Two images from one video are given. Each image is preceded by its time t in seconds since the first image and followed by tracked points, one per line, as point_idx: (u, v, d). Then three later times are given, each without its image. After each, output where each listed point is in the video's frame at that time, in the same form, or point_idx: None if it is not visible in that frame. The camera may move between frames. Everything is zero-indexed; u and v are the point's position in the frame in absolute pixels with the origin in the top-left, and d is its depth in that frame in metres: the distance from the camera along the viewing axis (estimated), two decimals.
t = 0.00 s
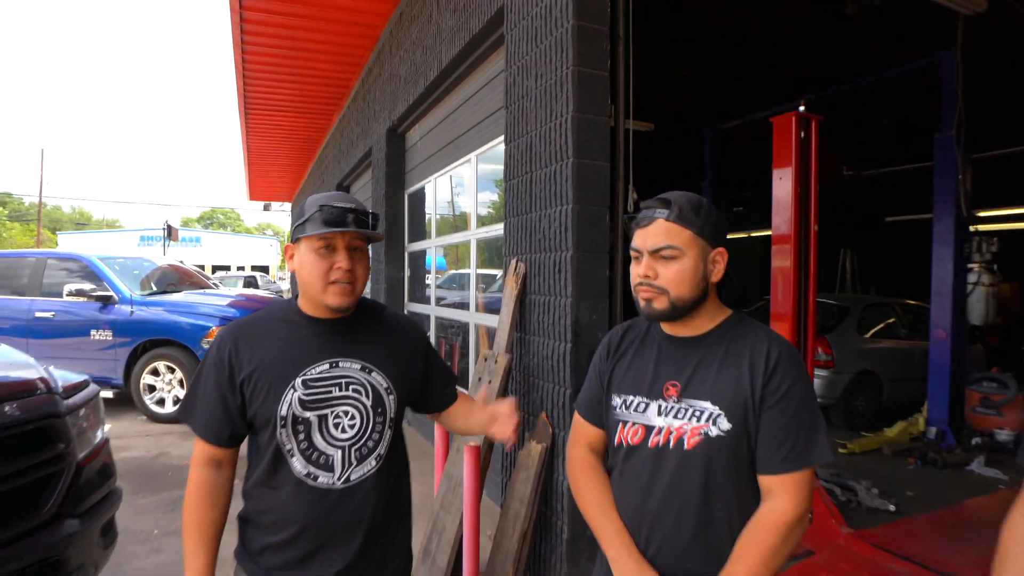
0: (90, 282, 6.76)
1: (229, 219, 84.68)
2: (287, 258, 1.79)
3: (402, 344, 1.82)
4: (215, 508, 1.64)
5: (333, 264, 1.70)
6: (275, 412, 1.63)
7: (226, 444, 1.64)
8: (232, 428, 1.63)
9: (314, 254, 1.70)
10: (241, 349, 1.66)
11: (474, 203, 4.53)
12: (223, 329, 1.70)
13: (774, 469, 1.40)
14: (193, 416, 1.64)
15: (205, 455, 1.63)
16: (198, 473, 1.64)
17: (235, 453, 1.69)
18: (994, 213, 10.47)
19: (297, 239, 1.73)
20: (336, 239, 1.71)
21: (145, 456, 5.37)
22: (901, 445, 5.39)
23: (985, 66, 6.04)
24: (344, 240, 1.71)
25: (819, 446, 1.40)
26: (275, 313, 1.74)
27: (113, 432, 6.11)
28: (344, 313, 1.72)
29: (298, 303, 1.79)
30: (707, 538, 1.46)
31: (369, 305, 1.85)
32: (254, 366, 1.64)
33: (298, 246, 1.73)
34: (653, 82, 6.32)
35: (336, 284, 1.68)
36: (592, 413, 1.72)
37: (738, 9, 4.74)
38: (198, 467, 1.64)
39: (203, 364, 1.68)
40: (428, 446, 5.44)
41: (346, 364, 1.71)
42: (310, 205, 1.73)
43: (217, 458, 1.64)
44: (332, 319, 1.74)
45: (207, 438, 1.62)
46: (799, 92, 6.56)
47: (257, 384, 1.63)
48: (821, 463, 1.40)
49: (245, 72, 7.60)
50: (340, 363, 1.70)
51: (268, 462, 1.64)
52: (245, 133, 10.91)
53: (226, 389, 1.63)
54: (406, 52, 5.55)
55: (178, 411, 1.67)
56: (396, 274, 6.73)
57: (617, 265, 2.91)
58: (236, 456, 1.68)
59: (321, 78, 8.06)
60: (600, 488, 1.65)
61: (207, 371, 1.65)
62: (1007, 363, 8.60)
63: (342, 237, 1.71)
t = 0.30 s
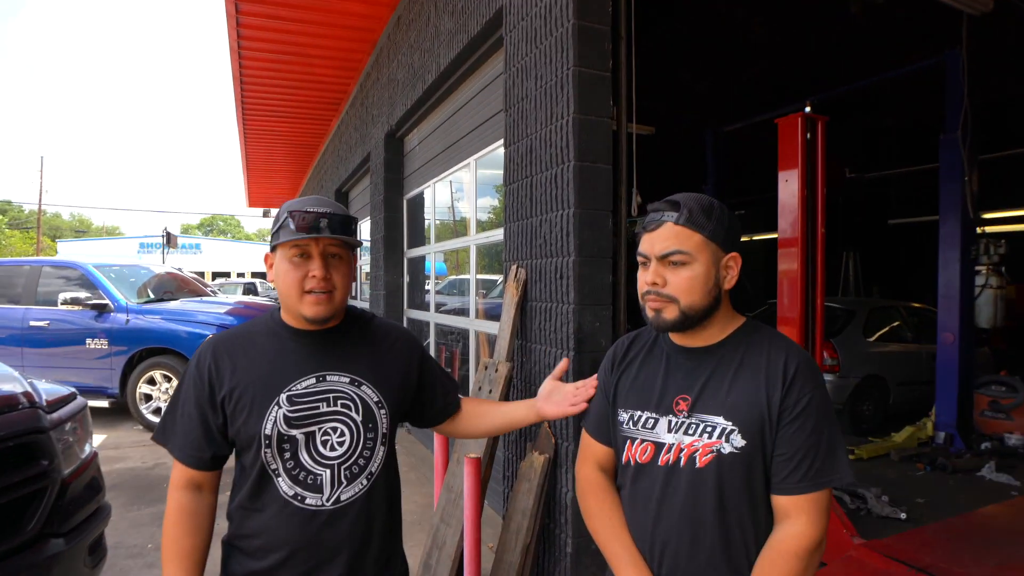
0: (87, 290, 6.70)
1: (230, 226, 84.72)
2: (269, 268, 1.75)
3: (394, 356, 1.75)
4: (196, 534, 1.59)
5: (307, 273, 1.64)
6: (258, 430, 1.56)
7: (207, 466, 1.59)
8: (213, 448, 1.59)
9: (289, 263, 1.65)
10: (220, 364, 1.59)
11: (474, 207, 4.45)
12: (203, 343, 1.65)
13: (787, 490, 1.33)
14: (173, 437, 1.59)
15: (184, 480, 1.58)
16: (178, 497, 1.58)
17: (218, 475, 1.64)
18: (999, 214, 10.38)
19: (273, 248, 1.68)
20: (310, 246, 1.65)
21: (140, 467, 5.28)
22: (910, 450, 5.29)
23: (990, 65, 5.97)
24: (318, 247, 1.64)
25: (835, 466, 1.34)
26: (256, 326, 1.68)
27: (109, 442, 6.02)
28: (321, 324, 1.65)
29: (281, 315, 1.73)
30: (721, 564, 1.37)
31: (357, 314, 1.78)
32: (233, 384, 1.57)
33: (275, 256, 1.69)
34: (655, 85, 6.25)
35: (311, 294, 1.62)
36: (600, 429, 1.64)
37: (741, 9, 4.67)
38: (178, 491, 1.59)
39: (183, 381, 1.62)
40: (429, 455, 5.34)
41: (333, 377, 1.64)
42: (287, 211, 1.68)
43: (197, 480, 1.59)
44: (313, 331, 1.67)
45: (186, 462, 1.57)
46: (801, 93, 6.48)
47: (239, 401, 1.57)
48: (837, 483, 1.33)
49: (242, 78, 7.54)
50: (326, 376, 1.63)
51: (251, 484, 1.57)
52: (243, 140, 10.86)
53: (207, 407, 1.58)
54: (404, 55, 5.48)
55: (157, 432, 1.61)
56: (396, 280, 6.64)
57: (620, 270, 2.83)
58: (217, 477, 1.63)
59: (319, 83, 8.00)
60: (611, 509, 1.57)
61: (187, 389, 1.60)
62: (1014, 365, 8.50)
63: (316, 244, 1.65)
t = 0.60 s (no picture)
0: (85, 285, 6.66)
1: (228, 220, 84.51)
2: (276, 264, 1.65)
3: (393, 349, 1.73)
4: (193, 535, 1.57)
5: (342, 271, 1.63)
6: (257, 428, 1.54)
7: (203, 466, 1.57)
8: (211, 449, 1.56)
9: (321, 260, 1.60)
10: (216, 362, 1.57)
11: (474, 199, 4.41)
12: (196, 341, 1.62)
13: (805, 490, 1.31)
14: (168, 437, 1.57)
15: (183, 480, 1.56)
16: (175, 499, 1.56)
17: (216, 474, 1.62)
18: (1000, 204, 10.33)
19: (294, 243, 1.60)
20: (344, 244, 1.63)
21: (141, 461, 5.26)
22: (912, 441, 5.29)
23: (993, 53, 5.91)
24: (352, 245, 1.63)
25: (851, 460, 1.31)
26: (252, 321, 1.65)
27: (109, 437, 6.01)
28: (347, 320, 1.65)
29: (282, 312, 1.66)
30: (731, 562, 1.35)
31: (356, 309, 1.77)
32: (230, 383, 1.55)
33: (296, 252, 1.61)
34: (655, 75, 6.20)
35: (346, 292, 1.63)
36: (602, 427, 1.63)
37: None
38: (175, 492, 1.56)
39: (177, 379, 1.59)
40: (429, 448, 5.33)
41: (332, 372, 1.62)
42: (309, 206, 1.63)
43: (195, 481, 1.57)
44: (329, 326, 1.66)
45: (185, 463, 1.55)
46: (803, 83, 6.43)
47: (236, 399, 1.54)
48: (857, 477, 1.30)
49: (239, 70, 7.48)
50: (325, 371, 1.61)
51: (253, 481, 1.55)
52: (241, 132, 10.78)
53: (202, 406, 1.55)
54: (403, 46, 5.42)
55: (152, 432, 1.59)
56: (395, 273, 6.60)
57: (622, 261, 2.79)
58: (216, 478, 1.61)
59: (316, 75, 7.93)
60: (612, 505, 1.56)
61: (181, 388, 1.57)
62: (1015, 356, 8.50)
63: (351, 242, 1.64)
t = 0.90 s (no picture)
0: (85, 288, 6.66)
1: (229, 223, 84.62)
2: (275, 269, 1.64)
3: (392, 354, 1.72)
4: (186, 542, 1.56)
5: (342, 277, 1.61)
6: (257, 433, 1.52)
7: (200, 472, 1.55)
8: (208, 454, 1.55)
9: (320, 266, 1.59)
10: (215, 367, 1.55)
11: (475, 203, 4.41)
12: (196, 345, 1.61)
13: (836, 496, 1.28)
14: (165, 442, 1.55)
15: (178, 486, 1.55)
16: (169, 505, 1.55)
17: (212, 480, 1.61)
18: (1002, 206, 10.32)
19: (294, 249, 1.60)
20: (344, 250, 1.61)
21: (141, 466, 5.25)
22: (914, 444, 5.26)
23: (994, 55, 5.90)
24: (352, 251, 1.62)
25: (870, 464, 1.28)
26: (250, 325, 1.64)
27: (109, 441, 6.00)
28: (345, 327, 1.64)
29: (282, 317, 1.65)
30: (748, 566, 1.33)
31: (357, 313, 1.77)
32: (230, 388, 1.53)
33: (295, 257, 1.60)
34: (656, 78, 6.19)
35: (345, 298, 1.61)
36: (605, 440, 1.64)
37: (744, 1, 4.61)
38: (171, 498, 1.55)
39: (175, 382, 1.58)
40: (430, 452, 5.31)
41: (332, 377, 1.60)
42: (310, 211, 1.61)
43: (190, 487, 1.56)
44: (329, 331, 1.65)
45: (180, 468, 1.54)
46: (804, 85, 6.42)
47: (235, 405, 1.53)
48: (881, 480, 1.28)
49: (240, 74, 7.48)
50: (325, 376, 1.60)
51: (252, 487, 1.53)
52: (241, 136, 10.79)
53: (201, 411, 1.54)
54: (403, 49, 5.42)
55: (148, 438, 1.58)
56: (396, 276, 6.59)
57: (623, 264, 2.78)
58: (212, 485, 1.60)
59: (317, 79, 7.94)
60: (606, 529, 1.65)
61: (179, 393, 1.56)
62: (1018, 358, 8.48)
63: (352, 248, 1.62)
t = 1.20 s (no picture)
0: (79, 292, 6.63)
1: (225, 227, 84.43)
2: (269, 273, 1.64)
3: (386, 360, 1.71)
4: (180, 547, 1.54)
5: (335, 282, 1.60)
6: (250, 438, 1.51)
7: (193, 476, 1.53)
8: (201, 458, 1.53)
9: (313, 270, 1.58)
10: (208, 371, 1.54)
11: (470, 208, 4.41)
12: (188, 350, 1.60)
13: (812, 506, 1.26)
14: (157, 447, 1.54)
15: (171, 491, 1.53)
16: (163, 510, 1.53)
17: (205, 485, 1.59)
18: (995, 214, 10.38)
19: (286, 253, 1.59)
20: (337, 255, 1.61)
21: (133, 470, 5.21)
22: (909, 450, 5.26)
23: (987, 64, 5.94)
24: (344, 256, 1.61)
25: (851, 468, 1.26)
26: (244, 329, 1.63)
27: (101, 445, 5.95)
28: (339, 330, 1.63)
29: (275, 320, 1.64)
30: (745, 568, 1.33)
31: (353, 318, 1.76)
32: (223, 392, 1.52)
33: (288, 261, 1.60)
34: (652, 85, 6.21)
35: (339, 302, 1.60)
36: (596, 459, 1.64)
37: (739, 8, 4.63)
38: (163, 502, 1.53)
39: (168, 386, 1.56)
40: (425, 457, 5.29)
41: (325, 383, 1.59)
42: (302, 216, 1.60)
43: (183, 491, 1.54)
44: (324, 336, 1.64)
45: (174, 472, 1.52)
46: (799, 92, 6.46)
47: (227, 410, 1.52)
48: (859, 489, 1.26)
49: (236, 78, 7.47)
50: (318, 382, 1.58)
51: (243, 491, 1.52)
52: (237, 140, 10.77)
53: (194, 415, 1.52)
54: (400, 54, 5.43)
55: (140, 442, 1.56)
56: (391, 281, 6.58)
57: (618, 270, 2.77)
58: (205, 489, 1.58)
59: (314, 83, 7.94)
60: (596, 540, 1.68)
61: (171, 398, 1.54)
62: (1012, 365, 8.50)
63: (344, 253, 1.62)
